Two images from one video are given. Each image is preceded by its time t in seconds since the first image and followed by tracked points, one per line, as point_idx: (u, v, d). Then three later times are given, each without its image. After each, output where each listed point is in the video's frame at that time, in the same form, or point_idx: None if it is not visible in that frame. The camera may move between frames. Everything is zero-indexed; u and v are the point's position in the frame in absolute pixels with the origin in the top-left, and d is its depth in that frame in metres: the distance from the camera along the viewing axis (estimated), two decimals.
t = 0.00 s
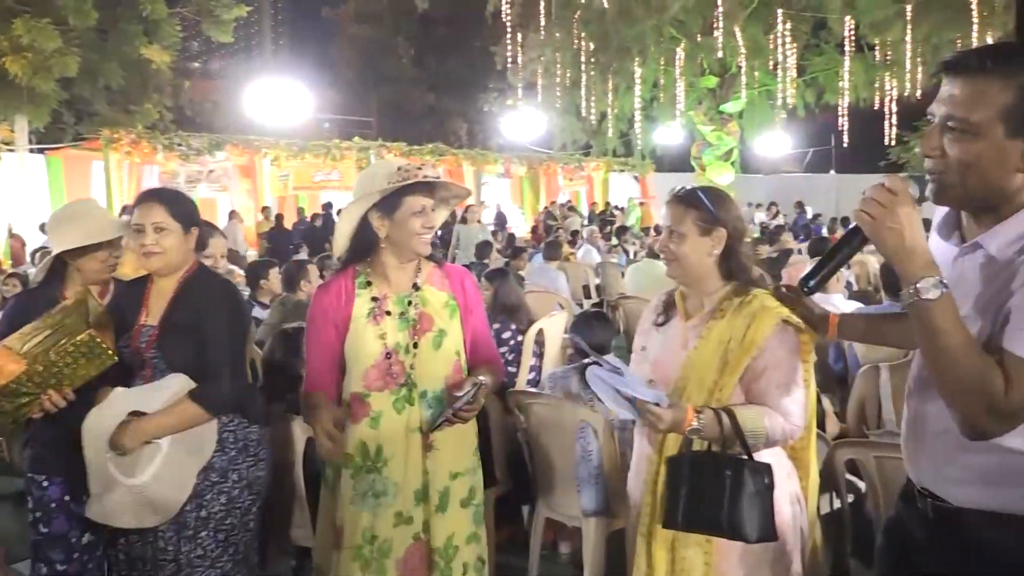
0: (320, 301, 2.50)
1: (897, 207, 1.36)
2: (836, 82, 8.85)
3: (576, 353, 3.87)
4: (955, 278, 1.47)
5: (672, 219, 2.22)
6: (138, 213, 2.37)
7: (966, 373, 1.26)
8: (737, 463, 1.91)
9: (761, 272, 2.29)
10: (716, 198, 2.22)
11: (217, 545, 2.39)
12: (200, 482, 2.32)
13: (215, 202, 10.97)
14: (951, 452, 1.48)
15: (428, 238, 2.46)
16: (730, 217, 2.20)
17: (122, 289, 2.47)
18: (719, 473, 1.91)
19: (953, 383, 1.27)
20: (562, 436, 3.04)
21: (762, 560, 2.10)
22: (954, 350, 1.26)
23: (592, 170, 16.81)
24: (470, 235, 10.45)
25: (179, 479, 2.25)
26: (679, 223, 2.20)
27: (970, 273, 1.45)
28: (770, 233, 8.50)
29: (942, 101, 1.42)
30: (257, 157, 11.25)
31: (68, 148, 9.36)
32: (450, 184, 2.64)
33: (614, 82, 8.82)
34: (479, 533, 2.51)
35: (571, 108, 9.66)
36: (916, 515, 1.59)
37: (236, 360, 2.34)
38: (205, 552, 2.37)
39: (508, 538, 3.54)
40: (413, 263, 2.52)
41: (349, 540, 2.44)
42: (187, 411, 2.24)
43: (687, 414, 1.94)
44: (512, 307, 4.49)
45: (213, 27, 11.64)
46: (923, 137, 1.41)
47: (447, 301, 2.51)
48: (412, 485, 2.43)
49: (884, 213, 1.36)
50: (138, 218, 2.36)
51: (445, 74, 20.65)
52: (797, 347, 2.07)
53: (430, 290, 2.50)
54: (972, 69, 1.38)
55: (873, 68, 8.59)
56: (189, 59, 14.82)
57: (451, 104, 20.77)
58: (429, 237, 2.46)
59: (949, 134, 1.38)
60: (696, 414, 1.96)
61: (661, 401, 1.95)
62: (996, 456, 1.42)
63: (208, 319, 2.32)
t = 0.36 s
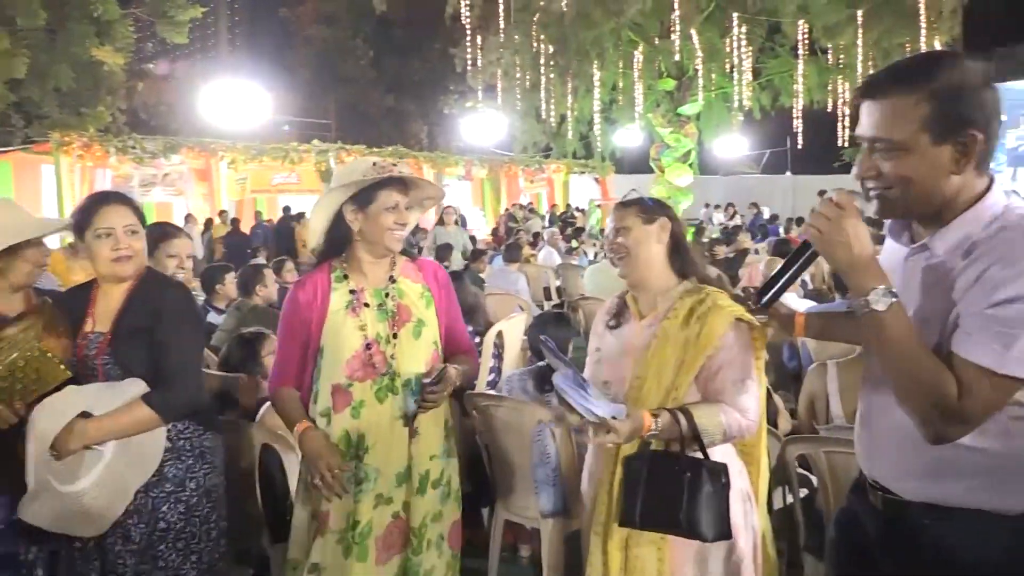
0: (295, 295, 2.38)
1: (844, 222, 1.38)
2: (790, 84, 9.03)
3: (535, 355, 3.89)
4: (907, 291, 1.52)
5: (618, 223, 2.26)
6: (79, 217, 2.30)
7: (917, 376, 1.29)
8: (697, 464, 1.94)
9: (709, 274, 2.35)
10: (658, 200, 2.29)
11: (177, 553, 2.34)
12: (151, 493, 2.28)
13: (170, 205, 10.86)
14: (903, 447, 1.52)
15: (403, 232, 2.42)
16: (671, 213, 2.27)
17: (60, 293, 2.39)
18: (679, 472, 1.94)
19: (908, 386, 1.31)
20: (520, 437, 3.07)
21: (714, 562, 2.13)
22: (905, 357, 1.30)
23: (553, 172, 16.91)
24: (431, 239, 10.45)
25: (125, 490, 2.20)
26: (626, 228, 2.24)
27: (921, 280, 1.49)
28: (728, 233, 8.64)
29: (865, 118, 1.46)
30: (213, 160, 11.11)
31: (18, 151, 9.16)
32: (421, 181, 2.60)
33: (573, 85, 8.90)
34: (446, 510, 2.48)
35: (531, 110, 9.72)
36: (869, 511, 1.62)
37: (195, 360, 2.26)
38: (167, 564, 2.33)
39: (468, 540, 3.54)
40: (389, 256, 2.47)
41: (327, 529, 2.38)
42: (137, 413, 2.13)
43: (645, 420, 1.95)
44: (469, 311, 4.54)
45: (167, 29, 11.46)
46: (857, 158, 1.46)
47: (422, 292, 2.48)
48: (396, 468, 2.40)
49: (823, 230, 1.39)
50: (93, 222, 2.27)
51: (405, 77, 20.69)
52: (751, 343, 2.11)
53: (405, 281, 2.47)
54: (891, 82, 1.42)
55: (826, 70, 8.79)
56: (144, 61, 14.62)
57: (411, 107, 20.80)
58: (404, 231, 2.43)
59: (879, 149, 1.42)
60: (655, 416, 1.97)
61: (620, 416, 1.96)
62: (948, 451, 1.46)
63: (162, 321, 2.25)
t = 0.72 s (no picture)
0: (270, 305, 2.34)
1: (769, 268, 1.46)
2: (749, 88, 9.19)
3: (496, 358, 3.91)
4: (831, 296, 1.60)
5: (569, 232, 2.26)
6: (28, 219, 2.17)
7: (888, 389, 1.37)
8: (658, 454, 1.98)
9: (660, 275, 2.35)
10: (613, 203, 2.30)
11: (148, 549, 2.28)
12: (117, 491, 2.22)
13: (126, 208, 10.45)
14: (865, 453, 1.53)
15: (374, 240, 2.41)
16: (626, 217, 2.28)
17: None
18: (639, 463, 1.98)
19: (885, 400, 1.38)
20: (480, 439, 3.08)
21: (677, 563, 2.14)
22: (870, 373, 1.38)
23: (516, 174, 16.96)
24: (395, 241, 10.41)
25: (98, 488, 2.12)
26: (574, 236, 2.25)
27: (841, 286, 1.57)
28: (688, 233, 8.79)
29: (761, 148, 1.58)
30: (172, 162, 10.95)
31: None
32: (389, 191, 2.61)
33: (535, 87, 8.98)
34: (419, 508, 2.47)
35: (493, 113, 9.79)
36: (814, 506, 1.67)
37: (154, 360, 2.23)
38: (142, 561, 2.27)
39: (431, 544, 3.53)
40: (359, 264, 2.45)
41: (314, 537, 2.32)
42: (113, 410, 2.09)
43: (602, 413, 1.97)
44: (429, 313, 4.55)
45: (124, 29, 11.30)
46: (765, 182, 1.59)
47: (391, 299, 2.49)
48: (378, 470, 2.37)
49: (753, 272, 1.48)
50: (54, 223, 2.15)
51: (367, 78, 20.64)
52: (700, 341, 2.11)
53: (376, 290, 2.47)
54: (777, 111, 1.55)
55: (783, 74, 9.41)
56: (99, 61, 14.38)
57: (373, 108, 20.75)
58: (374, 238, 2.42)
59: (774, 176, 1.54)
60: (613, 412, 1.99)
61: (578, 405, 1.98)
62: (905, 452, 1.49)
63: (123, 323, 2.19)
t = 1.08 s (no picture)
0: (251, 301, 2.27)
1: (710, 321, 1.58)
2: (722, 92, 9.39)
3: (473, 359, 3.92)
4: (758, 302, 1.74)
5: (535, 237, 2.19)
6: None
7: (861, 380, 1.52)
8: (637, 470, 1.91)
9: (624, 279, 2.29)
10: (568, 208, 2.26)
11: (112, 545, 2.14)
12: (86, 488, 2.09)
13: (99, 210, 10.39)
14: (815, 444, 1.69)
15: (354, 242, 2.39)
16: (581, 221, 2.23)
17: None
18: (619, 479, 1.92)
19: (857, 389, 1.53)
20: (457, 444, 3.10)
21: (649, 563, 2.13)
22: (840, 367, 1.53)
23: (493, 176, 16.90)
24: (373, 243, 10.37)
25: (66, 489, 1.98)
26: (539, 239, 2.19)
27: (767, 290, 1.71)
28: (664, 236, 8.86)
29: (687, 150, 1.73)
30: (144, 164, 10.82)
31: None
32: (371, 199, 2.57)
33: (512, 90, 9.11)
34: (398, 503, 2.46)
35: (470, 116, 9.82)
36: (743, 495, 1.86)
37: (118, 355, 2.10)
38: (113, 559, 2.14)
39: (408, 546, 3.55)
40: (333, 267, 2.43)
41: (302, 533, 2.32)
42: (83, 407, 1.98)
43: (584, 426, 1.95)
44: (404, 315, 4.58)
45: (96, 28, 11.18)
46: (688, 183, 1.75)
47: (366, 301, 2.48)
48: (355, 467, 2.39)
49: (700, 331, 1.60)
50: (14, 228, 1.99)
51: (342, 79, 20.52)
52: (670, 341, 2.09)
53: (352, 291, 2.47)
54: (699, 118, 1.71)
55: (757, 78, 9.67)
56: (70, 61, 14.19)
57: (349, 109, 20.57)
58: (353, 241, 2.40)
59: (700, 178, 1.71)
60: (592, 424, 1.98)
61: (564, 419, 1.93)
62: (848, 438, 1.67)
63: (88, 319, 2.06)
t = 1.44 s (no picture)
0: (233, 301, 2.23)
1: (667, 313, 1.67)
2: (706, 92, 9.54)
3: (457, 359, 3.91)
4: (712, 299, 1.84)
5: (502, 233, 2.12)
6: None
7: (810, 371, 1.62)
8: (602, 465, 1.89)
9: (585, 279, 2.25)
10: (531, 209, 2.18)
11: (79, 551, 2.14)
12: (55, 494, 2.07)
13: (80, 211, 10.28)
14: (773, 431, 1.81)
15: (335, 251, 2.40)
16: (544, 220, 2.16)
17: None
18: (583, 474, 1.90)
19: (806, 377, 1.63)
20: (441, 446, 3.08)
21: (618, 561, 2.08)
22: (789, 359, 1.63)
23: (477, 179, 16.79)
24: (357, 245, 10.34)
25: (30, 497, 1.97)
26: (508, 238, 2.11)
27: (723, 287, 1.81)
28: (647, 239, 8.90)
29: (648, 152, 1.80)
30: (126, 165, 10.73)
31: None
32: (346, 204, 2.55)
33: (496, 92, 9.18)
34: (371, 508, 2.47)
35: (455, 117, 9.82)
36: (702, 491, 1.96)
37: (91, 364, 2.04)
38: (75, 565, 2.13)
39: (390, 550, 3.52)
40: (306, 271, 2.42)
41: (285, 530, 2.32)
42: (45, 414, 1.94)
43: (549, 420, 1.89)
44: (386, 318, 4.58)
45: (76, 27, 11.09)
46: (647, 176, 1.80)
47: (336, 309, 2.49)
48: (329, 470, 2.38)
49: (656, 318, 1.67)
50: None
51: (325, 80, 20.45)
52: (633, 341, 2.03)
53: (322, 298, 2.46)
54: (659, 119, 1.78)
55: (741, 82, 9.75)
56: (50, 60, 14.04)
57: (333, 111, 20.51)
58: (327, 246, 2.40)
59: (660, 169, 1.77)
60: (558, 419, 1.91)
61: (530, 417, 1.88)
62: (804, 426, 1.80)
63: (58, 324, 2.00)
